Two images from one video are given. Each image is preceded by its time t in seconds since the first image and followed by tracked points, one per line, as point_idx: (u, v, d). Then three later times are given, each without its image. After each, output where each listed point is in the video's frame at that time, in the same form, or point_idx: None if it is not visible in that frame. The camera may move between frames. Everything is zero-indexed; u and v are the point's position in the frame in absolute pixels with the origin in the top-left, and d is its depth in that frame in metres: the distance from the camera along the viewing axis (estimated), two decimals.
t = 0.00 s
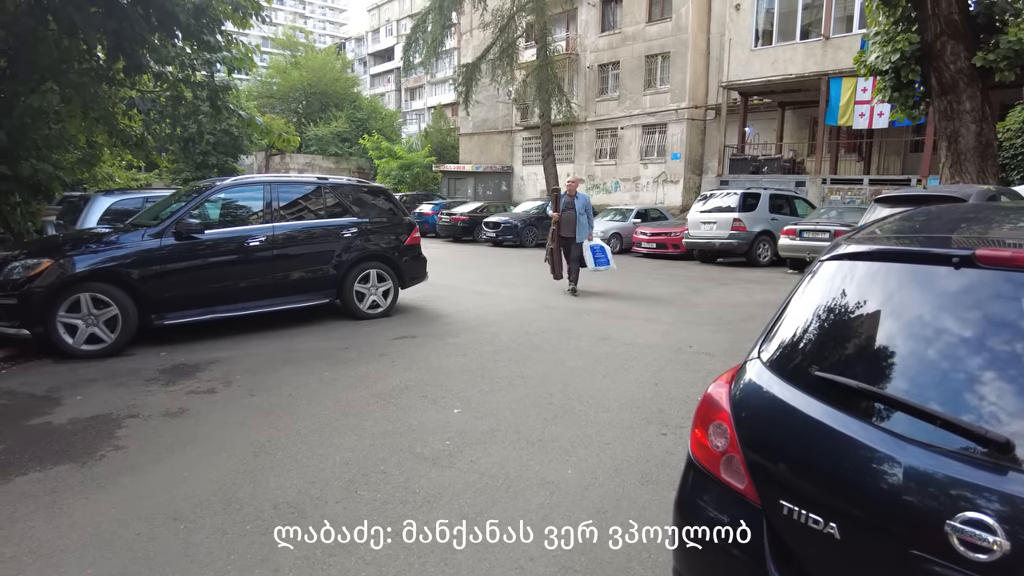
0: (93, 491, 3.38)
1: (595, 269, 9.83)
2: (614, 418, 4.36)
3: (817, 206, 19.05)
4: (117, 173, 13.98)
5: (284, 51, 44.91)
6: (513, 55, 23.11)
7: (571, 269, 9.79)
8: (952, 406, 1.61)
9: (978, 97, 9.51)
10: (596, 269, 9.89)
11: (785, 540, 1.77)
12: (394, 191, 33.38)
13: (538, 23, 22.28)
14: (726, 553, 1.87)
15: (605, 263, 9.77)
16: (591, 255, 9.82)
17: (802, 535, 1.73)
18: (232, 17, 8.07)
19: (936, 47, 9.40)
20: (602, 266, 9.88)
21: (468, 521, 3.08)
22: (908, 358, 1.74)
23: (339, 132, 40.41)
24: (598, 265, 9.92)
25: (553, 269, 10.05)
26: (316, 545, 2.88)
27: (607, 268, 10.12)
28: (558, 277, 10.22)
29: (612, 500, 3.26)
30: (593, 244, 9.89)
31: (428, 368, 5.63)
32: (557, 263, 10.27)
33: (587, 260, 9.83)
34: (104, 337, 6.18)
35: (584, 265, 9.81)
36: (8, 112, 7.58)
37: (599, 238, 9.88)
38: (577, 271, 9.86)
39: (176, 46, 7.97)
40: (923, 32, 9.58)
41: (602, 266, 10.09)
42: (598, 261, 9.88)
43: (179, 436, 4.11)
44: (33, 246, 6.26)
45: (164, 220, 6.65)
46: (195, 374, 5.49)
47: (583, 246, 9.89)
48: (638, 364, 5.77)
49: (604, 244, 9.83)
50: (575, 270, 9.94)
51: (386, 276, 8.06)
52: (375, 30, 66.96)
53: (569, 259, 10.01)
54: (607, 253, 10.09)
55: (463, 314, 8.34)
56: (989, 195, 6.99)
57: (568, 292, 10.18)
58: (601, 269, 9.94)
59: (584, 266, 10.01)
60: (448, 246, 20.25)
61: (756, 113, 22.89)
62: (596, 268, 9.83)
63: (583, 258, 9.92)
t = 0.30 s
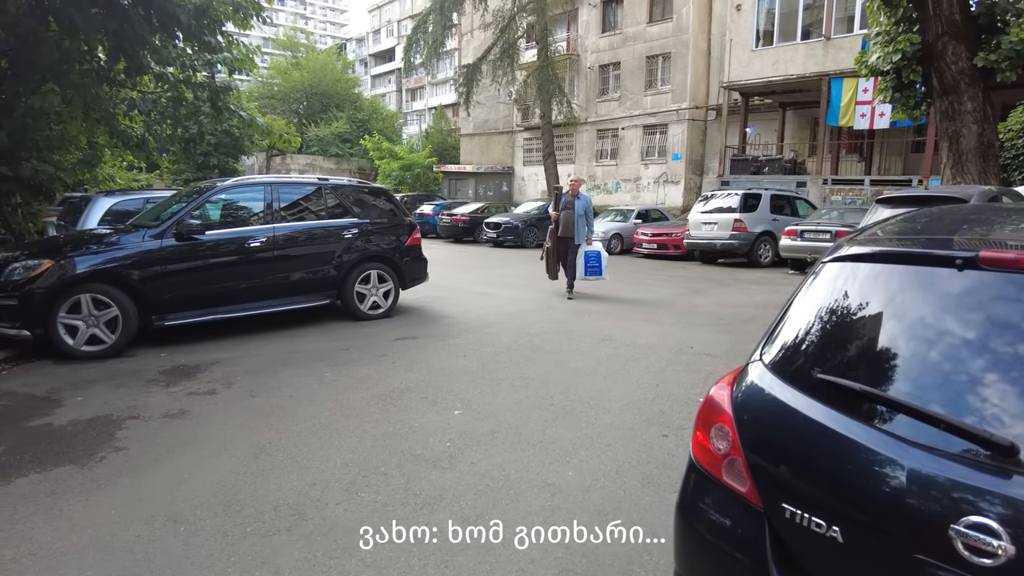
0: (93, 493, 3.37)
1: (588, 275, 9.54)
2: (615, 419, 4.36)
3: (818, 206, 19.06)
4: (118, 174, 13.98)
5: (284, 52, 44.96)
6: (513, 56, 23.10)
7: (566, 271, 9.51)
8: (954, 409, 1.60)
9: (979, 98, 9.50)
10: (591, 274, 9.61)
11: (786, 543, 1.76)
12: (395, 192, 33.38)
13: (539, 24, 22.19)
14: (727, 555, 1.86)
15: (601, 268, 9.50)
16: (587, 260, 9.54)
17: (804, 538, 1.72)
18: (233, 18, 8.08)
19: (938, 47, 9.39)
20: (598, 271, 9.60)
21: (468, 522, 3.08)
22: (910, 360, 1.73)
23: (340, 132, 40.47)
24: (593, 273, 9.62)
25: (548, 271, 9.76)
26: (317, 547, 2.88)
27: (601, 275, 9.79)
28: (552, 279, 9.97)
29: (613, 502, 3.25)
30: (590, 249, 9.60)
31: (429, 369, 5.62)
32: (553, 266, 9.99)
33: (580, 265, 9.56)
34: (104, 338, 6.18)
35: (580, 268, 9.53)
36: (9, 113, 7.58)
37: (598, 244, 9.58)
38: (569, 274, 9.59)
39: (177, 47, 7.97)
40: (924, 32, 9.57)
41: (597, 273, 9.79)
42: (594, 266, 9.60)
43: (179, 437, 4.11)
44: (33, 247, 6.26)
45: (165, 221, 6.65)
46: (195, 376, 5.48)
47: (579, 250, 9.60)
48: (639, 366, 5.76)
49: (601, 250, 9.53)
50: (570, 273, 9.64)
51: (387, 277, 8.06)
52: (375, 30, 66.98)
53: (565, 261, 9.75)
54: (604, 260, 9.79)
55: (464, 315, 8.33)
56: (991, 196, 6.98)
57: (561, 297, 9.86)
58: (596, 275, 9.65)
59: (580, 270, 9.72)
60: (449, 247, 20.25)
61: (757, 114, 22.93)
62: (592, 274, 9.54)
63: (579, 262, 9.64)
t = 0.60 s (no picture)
0: (94, 494, 3.37)
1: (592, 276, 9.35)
2: (616, 421, 4.35)
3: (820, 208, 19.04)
4: (120, 176, 14.00)
5: (286, 54, 45.00)
6: (515, 58, 23.09)
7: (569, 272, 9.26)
8: (956, 412, 1.60)
9: (981, 99, 9.49)
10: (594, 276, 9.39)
11: (789, 547, 1.75)
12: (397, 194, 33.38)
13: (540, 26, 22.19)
14: (730, 559, 1.85)
15: (604, 269, 9.29)
16: (591, 261, 9.33)
17: (806, 542, 1.71)
18: (235, 20, 8.07)
19: (939, 48, 9.38)
20: (601, 273, 9.39)
21: (470, 526, 3.06)
22: (912, 362, 1.72)
23: (341, 134, 40.52)
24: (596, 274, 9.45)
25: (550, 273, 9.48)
26: (318, 549, 2.87)
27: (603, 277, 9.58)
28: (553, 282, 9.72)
29: (615, 505, 3.25)
30: (593, 250, 9.45)
31: (431, 371, 5.62)
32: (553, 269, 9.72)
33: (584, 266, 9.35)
34: (106, 339, 6.18)
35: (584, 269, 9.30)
36: (12, 115, 7.60)
37: (600, 244, 9.44)
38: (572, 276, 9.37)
39: (179, 49, 7.97)
40: (926, 34, 9.56)
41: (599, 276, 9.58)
42: (597, 268, 9.39)
43: (180, 438, 4.11)
44: (35, 248, 6.27)
45: (167, 223, 6.66)
46: (197, 377, 5.48)
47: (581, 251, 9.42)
48: (640, 367, 5.76)
49: (604, 250, 9.38)
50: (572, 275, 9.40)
51: (389, 278, 8.06)
52: (377, 32, 67.08)
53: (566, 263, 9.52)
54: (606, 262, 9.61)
55: (465, 317, 8.33)
56: (992, 199, 6.97)
57: (562, 301, 9.59)
58: (599, 277, 9.43)
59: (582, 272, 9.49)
60: (451, 248, 20.27)
61: (758, 116, 22.94)
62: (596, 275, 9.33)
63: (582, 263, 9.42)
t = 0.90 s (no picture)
0: (91, 507, 3.35)
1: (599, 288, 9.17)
2: (618, 434, 4.32)
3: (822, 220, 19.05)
4: (122, 186, 14.04)
5: (289, 66, 45.24)
6: (516, 70, 23.18)
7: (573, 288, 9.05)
8: (961, 426, 1.58)
9: (982, 111, 9.51)
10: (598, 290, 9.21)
11: (795, 565, 1.72)
12: (399, 205, 33.46)
13: (542, 38, 22.32)
14: None
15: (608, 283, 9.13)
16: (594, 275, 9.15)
17: (812, 559, 1.68)
18: (238, 32, 8.18)
19: (939, 61, 9.40)
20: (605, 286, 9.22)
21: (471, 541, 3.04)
22: (916, 376, 1.71)
23: (343, 145, 40.72)
24: (599, 287, 9.28)
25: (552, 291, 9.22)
26: (316, 564, 2.84)
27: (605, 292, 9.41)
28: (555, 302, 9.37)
29: (616, 520, 3.22)
30: (594, 263, 9.30)
31: (431, 382, 5.60)
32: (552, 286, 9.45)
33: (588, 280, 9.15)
34: (106, 350, 6.16)
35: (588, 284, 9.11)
36: (15, 126, 7.63)
37: (601, 257, 9.33)
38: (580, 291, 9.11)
39: (183, 61, 8.04)
40: (925, 46, 9.58)
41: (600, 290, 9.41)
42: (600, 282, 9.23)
43: (179, 450, 4.09)
44: (37, 259, 6.28)
45: (169, 234, 6.67)
46: (196, 389, 5.45)
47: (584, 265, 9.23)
48: (642, 379, 5.73)
49: (606, 263, 9.27)
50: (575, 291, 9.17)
51: (390, 290, 8.05)
52: (379, 44, 67.59)
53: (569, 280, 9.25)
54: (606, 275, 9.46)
55: (466, 328, 8.31)
56: (994, 210, 6.96)
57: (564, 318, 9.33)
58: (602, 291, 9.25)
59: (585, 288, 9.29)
60: (452, 259, 20.29)
61: (759, 127, 23.02)
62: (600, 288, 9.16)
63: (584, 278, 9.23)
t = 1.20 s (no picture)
0: (90, 517, 3.30)
1: (603, 294, 8.80)
2: (624, 443, 4.27)
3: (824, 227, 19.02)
4: (124, 193, 14.03)
5: (291, 73, 45.38)
6: (518, 77, 23.21)
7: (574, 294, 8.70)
8: (976, 435, 1.54)
9: (985, 118, 9.50)
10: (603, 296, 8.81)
11: None
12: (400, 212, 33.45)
13: (543, 46, 22.37)
14: None
15: (613, 288, 8.72)
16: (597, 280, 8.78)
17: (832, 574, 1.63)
18: (241, 39, 8.36)
19: (942, 68, 9.39)
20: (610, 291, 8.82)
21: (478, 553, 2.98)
22: (931, 385, 1.66)
23: (344, 152, 40.80)
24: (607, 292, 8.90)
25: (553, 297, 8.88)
26: None
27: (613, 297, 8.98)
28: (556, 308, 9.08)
29: (625, 532, 3.16)
30: (598, 268, 8.93)
31: (435, 390, 5.55)
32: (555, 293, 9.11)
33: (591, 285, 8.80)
34: (106, 357, 6.12)
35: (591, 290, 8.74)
36: (17, 132, 7.61)
37: (603, 261, 8.99)
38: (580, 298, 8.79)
39: (184, 67, 8.08)
40: (928, 53, 9.58)
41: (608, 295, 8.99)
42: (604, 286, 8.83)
43: (181, 459, 4.04)
44: (38, 265, 6.25)
45: (171, 240, 6.64)
46: (197, 396, 5.40)
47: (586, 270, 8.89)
48: (647, 387, 5.68)
49: (610, 267, 8.91)
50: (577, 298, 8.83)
51: (392, 296, 8.01)
52: (380, 52, 67.91)
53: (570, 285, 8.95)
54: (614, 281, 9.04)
55: (469, 335, 8.27)
56: (999, 218, 6.93)
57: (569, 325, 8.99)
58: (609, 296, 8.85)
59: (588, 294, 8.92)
60: (454, 266, 20.25)
61: (760, 134, 23.03)
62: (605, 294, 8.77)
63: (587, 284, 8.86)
